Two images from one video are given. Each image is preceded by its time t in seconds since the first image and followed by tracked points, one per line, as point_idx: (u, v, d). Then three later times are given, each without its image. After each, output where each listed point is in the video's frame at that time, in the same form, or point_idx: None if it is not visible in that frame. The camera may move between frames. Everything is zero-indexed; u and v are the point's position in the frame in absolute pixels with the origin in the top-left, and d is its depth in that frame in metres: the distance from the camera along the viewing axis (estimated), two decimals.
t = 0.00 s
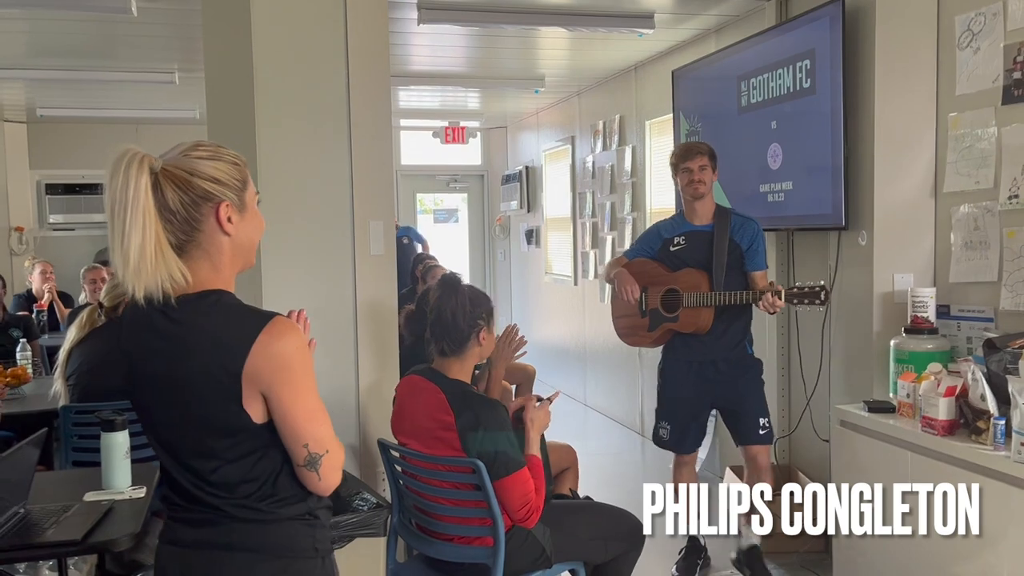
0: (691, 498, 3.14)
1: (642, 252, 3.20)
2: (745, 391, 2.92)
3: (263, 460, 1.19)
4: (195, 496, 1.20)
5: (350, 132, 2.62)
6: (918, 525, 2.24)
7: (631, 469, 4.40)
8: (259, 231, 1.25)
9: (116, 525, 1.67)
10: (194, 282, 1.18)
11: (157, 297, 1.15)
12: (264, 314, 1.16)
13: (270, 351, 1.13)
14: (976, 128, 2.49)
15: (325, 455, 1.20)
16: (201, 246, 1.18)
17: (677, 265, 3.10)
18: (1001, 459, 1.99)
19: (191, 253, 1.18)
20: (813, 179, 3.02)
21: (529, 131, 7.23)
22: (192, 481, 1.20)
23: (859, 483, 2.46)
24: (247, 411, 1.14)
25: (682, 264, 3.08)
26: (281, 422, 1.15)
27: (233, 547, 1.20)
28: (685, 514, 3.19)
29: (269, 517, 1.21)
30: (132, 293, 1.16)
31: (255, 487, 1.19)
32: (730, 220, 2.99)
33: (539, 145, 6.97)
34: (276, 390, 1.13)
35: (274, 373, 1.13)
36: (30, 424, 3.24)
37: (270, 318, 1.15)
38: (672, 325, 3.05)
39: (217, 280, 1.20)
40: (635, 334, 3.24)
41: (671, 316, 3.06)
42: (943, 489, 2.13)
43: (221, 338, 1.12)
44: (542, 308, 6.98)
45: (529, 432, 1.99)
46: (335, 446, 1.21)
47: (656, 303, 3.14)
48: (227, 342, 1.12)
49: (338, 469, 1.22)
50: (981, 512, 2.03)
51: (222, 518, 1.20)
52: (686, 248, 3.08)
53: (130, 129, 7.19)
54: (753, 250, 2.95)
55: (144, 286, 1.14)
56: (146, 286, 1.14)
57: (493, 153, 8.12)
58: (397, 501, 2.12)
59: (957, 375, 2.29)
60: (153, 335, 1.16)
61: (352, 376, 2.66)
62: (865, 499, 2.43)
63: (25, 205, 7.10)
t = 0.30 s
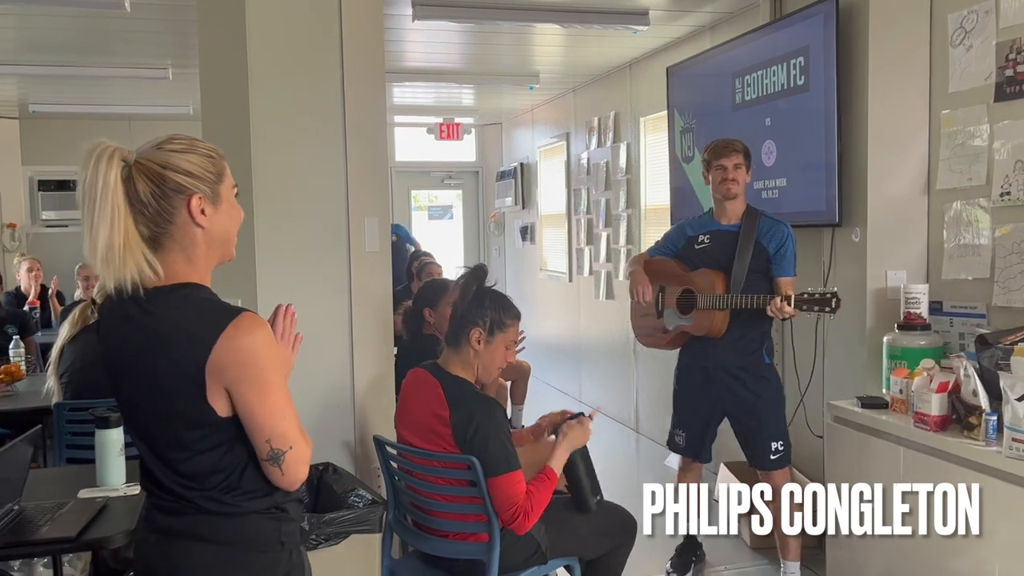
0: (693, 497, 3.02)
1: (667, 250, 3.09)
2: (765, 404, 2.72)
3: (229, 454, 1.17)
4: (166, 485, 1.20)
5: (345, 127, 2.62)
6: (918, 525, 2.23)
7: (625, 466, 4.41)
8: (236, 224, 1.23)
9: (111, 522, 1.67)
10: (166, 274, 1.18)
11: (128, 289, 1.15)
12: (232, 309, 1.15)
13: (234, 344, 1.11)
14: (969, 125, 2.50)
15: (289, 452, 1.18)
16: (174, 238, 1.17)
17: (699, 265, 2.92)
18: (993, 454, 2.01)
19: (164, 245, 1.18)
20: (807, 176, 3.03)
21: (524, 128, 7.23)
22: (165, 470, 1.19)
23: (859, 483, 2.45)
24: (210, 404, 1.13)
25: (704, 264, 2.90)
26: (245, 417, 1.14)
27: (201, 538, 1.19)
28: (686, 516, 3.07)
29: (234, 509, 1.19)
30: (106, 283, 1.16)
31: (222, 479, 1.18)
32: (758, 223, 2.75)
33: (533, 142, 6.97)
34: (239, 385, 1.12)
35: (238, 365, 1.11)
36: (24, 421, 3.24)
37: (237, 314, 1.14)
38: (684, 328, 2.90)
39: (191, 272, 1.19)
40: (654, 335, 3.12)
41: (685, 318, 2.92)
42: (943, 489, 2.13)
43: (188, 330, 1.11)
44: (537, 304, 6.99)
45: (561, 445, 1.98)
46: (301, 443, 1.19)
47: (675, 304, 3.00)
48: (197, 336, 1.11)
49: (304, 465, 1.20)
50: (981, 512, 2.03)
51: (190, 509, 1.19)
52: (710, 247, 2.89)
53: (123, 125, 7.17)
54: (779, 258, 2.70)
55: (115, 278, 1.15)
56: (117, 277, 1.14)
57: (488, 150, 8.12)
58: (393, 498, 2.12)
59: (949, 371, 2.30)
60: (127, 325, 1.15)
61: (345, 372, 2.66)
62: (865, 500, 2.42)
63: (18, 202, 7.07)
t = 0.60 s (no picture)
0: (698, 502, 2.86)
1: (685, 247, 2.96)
2: (783, 406, 2.64)
3: (226, 457, 1.18)
4: (161, 492, 1.19)
5: (335, 129, 2.63)
6: (918, 525, 2.21)
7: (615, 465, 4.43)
8: (223, 228, 1.22)
9: (101, 522, 1.68)
10: (152, 280, 1.17)
11: (113, 295, 1.15)
12: (218, 310, 1.14)
13: (224, 347, 1.11)
14: (954, 129, 2.53)
15: (286, 452, 1.18)
16: (159, 243, 1.17)
17: (721, 262, 2.78)
18: (975, 454, 2.04)
19: (150, 250, 1.17)
20: (795, 178, 3.06)
21: (515, 128, 7.24)
22: (161, 479, 1.19)
23: (859, 483, 2.43)
24: (203, 407, 1.13)
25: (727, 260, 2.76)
26: (239, 419, 1.14)
27: (199, 545, 1.19)
28: (687, 521, 2.93)
29: (232, 515, 1.20)
30: (90, 290, 1.16)
31: (221, 484, 1.19)
32: (787, 218, 2.62)
33: (524, 142, 6.98)
34: (232, 388, 1.12)
35: (228, 370, 1.11)
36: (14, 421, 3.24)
37: (224, 315, 1.13)
38: (715, 326, 2.73)
39: (177, 276, 1.18)
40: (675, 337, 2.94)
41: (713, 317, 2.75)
42: (943, 489, 2.11)
43: (175, 335, 1.11)
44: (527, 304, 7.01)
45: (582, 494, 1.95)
46: (297, 443, 1.19)
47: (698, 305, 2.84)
48: (184, 340, 1.11)
49: (302, 465, 1.21)
50: (981, 512, 2.02)
51: (187, 515, 1.19)
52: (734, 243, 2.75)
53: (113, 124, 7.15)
54: (807, 254, 2.59)
55: (100, 284, 1.14)
56: (102, 284, 1.14)
57: (480, 150, 8.13)
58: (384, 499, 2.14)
59: (934, 372, 2.33)
60: (112, 333, 1.15)
61: (336, 373, 2.66)
62: (864, 500, 2.39)
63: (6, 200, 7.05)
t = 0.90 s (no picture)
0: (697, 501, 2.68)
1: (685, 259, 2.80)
2: (783, 409, 2.53)
3: (228, 463, 1.17)
4: (158, 507, 1.18)
5: (323, 129, 2.62)
6: (919, 525, 2.18)
7: (602, 466, 4.44)
8: (211, 232, 1.22)
9: (86, 523, 1.67)
10: (141, 285, 1.16)
11: (100, 301, 1.13)
12: (212, 312, 1.13)
13: (225, 350, 1.11)
14: (940, 133, 2.55)
15: (290, 453, 1.19)
16: (147, 247, 1.16)
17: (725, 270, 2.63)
18: (959, 456, 2.05)
19: (137, 255, 1.16)
20: (783, 180, 3.07)
21: (504, 129, 7.25)
22: (158, 493, 1.17)
23: (859, 483, 2.39)
24: (206, 411, 1.12)
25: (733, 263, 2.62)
26: (242, 422, 1.14)
27: (203, 557, 1.18)
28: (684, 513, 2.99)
29: (236, 524, 1.19)
30: (76, 296, 1.14)
31: (223, 493, 1.18)
32: (788, 219, 2.49)
33: (513, 143, 6.99)
34: (234, 390, 1.12)
35: (231, 373, 1.11)
36: None
37: (220, 315, 1.13)
38: (733, 334, 2.55)
39: (167, 281, 1.18)
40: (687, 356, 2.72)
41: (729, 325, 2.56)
42: (943, 489, 2.08)
43: (172, 338, 1.10)
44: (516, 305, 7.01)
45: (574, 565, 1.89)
46: (301, 443, 1.20)
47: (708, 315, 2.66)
48: (180, 345, 1.10)
49: (305, 466, 1.21)
50: (981, 511, 1.99)
51: (188, 526, 1.18)
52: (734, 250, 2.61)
53: (100, 122, 7.11)
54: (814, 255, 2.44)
55: (87, 290, 1.12)
56: (89, 288, 1.12)
57: (469, 150, 8.13)
58: (371, 500, 2.14)
59: (919, 374, 2.34)
60: (102, 343, 1.12)
61: (325, 374, 2.66)
62: (864, 499, 2.36)
63: None
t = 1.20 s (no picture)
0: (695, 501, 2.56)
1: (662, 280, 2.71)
2: (773, 410, 2.48)
3: (210, 467, 1.17)
4: (136, 512, 1.17)
5: (310, 129, 2.61)
6: (918, 525, 2.14)
7: (588, 466, 4.44)
8: (191, 232, 1.21)
9: (67, 524, 1.66)
10: (119, 286, 1.15)
11: (77, 302, 1.11)
12: (196, 316, 1.12)
13: (211, 356, 1.10)
14: (924, 136, 2.56)
15: (272, 457, 1.18)
16: (127, 248, 1.15)
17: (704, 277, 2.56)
18: (941, 457, 2.06)
19: (116, 254, 1.15)
20: (768, 183, 3.08)
21: (492, 130, 7.24)
22: (135, 498, 1.16)
23: (859, 482, 2.33)
24: (189, 416, 1.12)
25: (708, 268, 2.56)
26: (226, 426, 1.13)
27: (184, 561, 1.17)
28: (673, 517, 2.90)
29: (217, 528, 1.19)
30: (52, 296, 1.12)
31: (203, 497, 1.17)
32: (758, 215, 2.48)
33: (501, 144, 6.99)
34: (218, 395, 1.11)
35: (216, 378, 1.10)
36: None
37: (205, 318, 1.12)
38: (729, 337, 2.44)
39: (146, 281, 1.17)
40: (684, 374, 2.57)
41: (721, 329, 2.47)
42: (943, 489, 2.04)
43: (155, 342, 1.08)
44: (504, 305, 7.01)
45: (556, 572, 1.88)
46: (283, 447, 1.19)
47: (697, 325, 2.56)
48: (161, 348, 1.08)
49: (287, 469, 1.21)
50: (981, 511, 1.95)
51: (167, 531, 1.17)
52: (710, 255, 2.55)
53: (85, 118, 7.05)
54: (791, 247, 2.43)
55: (63, 289, 1.11)
56: (66, 288, 1.11)
57: (457, 151, 8.12)
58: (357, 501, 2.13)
59: (902, 377, 2.36)
60: (80, 346, 1.11)
61: (309, 374, 2.65)
62: (864, 499, 2.30)
63: None
